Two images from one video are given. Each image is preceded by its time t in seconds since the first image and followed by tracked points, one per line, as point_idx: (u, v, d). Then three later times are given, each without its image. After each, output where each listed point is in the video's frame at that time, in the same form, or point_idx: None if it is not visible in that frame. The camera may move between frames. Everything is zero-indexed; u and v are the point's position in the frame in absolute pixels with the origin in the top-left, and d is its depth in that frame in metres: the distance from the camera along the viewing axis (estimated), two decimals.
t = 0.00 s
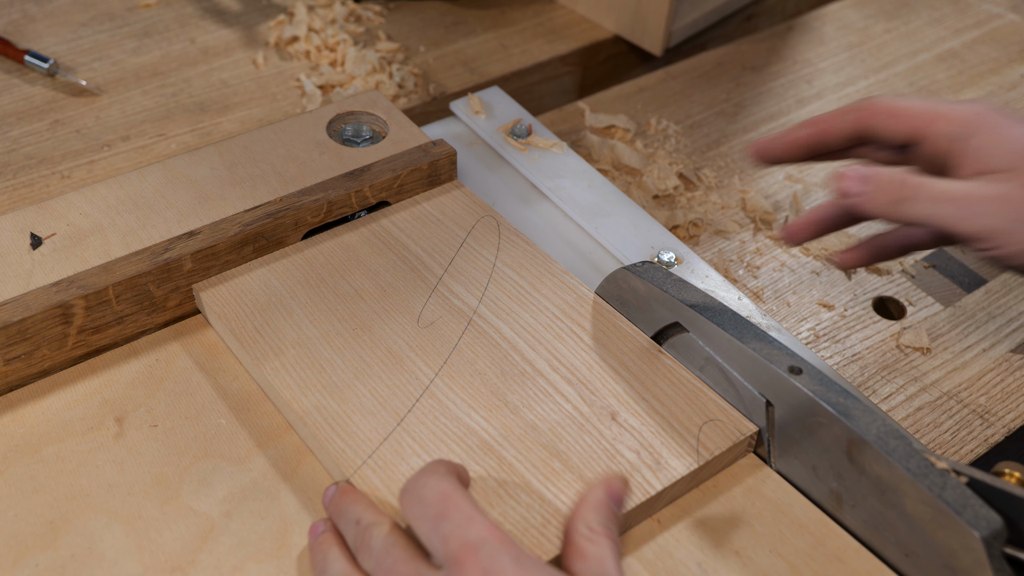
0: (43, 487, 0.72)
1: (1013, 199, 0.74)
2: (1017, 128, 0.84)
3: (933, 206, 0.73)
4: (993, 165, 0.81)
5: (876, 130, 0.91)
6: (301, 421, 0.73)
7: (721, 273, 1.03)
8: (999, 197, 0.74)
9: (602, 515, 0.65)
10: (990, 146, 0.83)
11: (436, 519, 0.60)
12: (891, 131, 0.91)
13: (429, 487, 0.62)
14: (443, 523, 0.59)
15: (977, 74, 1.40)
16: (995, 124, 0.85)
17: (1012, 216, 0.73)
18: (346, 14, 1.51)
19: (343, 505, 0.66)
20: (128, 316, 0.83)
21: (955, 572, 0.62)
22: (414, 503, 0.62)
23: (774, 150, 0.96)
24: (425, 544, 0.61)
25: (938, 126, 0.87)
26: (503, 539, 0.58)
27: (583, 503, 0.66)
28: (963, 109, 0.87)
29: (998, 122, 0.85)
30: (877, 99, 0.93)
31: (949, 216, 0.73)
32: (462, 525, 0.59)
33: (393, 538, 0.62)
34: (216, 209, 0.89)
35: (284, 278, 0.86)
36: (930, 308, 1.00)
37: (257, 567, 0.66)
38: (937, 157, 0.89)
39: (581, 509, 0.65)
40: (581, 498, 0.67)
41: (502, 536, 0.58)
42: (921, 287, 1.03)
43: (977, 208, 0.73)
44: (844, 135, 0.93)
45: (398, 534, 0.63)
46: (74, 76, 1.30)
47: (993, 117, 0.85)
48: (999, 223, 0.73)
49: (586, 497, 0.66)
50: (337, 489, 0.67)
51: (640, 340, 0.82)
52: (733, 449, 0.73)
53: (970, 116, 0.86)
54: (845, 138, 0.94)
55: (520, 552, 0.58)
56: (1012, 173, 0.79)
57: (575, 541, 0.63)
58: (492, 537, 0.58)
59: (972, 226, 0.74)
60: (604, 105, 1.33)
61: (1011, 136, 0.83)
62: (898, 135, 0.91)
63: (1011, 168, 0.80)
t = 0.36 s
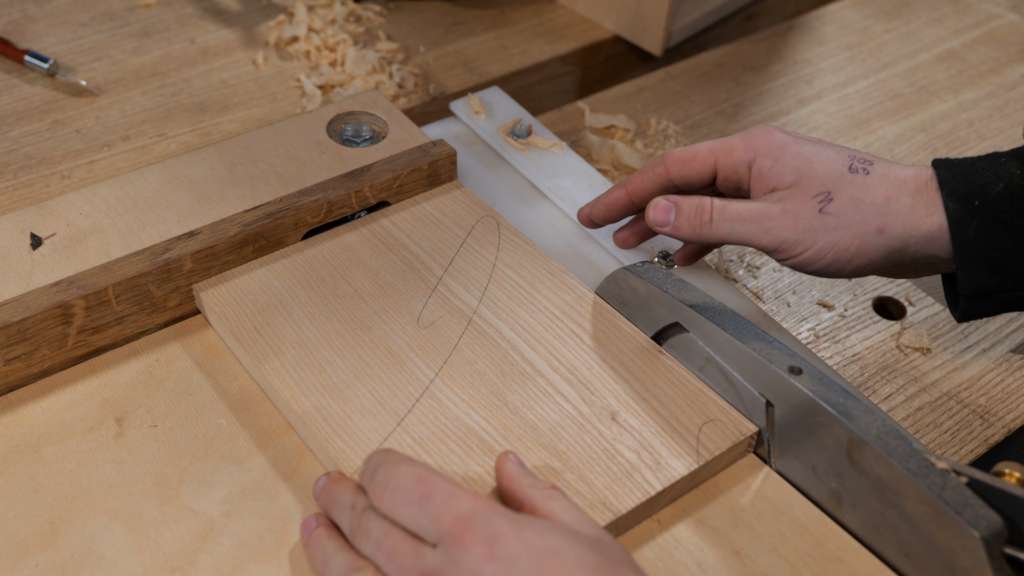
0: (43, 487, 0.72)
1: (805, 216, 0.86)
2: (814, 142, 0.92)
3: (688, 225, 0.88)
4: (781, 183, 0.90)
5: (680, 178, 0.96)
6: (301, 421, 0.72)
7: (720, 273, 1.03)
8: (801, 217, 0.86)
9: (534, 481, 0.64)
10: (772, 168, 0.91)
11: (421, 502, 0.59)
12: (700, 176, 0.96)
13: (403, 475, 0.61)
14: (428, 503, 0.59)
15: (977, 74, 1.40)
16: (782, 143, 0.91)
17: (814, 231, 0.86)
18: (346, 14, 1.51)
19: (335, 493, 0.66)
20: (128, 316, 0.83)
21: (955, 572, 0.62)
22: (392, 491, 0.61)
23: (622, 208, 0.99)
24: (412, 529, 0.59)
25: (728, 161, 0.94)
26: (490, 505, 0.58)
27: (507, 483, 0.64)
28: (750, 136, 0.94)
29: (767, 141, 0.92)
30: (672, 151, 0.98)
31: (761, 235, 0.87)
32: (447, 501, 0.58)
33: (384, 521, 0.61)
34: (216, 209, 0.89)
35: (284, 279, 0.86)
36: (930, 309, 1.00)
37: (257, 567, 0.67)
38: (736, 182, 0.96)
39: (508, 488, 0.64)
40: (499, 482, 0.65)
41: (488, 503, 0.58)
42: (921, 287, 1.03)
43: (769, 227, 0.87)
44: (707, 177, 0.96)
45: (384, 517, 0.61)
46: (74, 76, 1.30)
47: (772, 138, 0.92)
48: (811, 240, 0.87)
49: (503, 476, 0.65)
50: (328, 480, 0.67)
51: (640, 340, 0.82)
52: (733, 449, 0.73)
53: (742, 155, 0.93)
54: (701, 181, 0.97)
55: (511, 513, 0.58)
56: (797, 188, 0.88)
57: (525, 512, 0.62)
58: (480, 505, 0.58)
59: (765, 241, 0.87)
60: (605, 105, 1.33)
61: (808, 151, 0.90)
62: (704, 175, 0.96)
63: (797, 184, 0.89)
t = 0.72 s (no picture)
0: (44, 487, 0.72)
1: (814, 219, 0.88)
2: (816, 141, 0.93)
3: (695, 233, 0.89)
4: (786, 188, 0.91)
5: (680, 183, 0.96)
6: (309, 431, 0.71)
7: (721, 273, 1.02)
8: (810, 220, 0.88)
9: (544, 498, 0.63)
10: (776, 172, 0.91)
11: (428, 506, 0.59)
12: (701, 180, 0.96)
13: (412, 482, 0.61)
14: (435, 508, 0.58)
15: (977, 74, 1.40)
16: (785, 144, 0.92)
17: (823, 234, 0.88)
18: (346, 14, 1.51)
19: (345, 504, 0.65)
20: (128, 316, 0.83)
21: (955, 572, 0.62)
22: (403, 499, 0.61)
23: (620, 211, 0.99)
24: (422, 535, 0.59)
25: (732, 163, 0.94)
26: (496, 506, 0.57)
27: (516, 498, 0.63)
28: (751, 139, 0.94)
29: (766, 145, 0.93)
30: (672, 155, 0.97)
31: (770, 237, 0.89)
32: (454, 504, 0.58)
33: (396, 527, 0.61)
34: (216, 209, 0.89)
35: (293, 286, 0.84)
36: (930, 309, 1.00)
37: (257, 567, 0.67)
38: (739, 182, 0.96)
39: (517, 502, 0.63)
40: (511, 500, 0.64)
41: (494, 505, 0.58)
42: (921, 286, 1.03)
43: (778, 232, 0.88)
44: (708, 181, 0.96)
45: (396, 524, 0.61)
46: (74, 76, 1.30)
47: (775, 141, 0.92)
48: (820, 243, 0.88)
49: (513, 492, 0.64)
50: (338, 491, 0.67)
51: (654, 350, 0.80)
52: (746, 463, 0.72)
53: (744, 159, 0.93)
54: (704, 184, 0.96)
55: (516, 513, 0.57)
56: (805, 192, 0.90)
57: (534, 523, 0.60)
58: (486, 507, 0.57)
59: (775, 246, 0.89)
60: (605, 105, 1.33)
61: (811, 153, 0.91)
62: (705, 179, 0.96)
63: (804, 187, 0.90)
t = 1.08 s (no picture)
0: (43, 487, 0.72)
1: (634, 160, 0.81)
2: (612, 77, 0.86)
3: (560, 193, 0.85)
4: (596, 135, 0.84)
5: (504, 163, 0.87)
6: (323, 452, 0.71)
7: (721, 273, 1.03)
8: (631, 164, 0.82)
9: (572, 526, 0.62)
10: (582, 123, 0.84)
11: (460, 544, 0.58)
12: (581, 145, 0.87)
13: (441, 518, 0.60)
14: (467, 547, 0.57)
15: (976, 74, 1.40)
16: (598, 91, 0.85)
17: (645, 173, 0.82)
18: (346, 14, 1.51)
19: (367, 535, 0.64)
20: (128, 316, 0.83)
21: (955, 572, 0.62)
22: (431, 536, 0.60)
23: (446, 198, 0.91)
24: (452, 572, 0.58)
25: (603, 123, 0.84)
26: (534, 547, 0.56)
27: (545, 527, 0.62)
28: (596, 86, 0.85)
29: (576, 97, 0.86)
30: (482, 136, 0.87)
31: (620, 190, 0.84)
32: (488, 544, 0.57)
33: (422, 560, 0.60)
34: (216, 209, 0.89)
35: (306, 302, 0.84)
36: (930, 308, 1.00)
37: (257, 567, 0.67)
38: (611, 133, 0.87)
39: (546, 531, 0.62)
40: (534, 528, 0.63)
41: (529, 544, 0.57)
42: (921, 286, 1.03)
43: (631, 178, 0.82)
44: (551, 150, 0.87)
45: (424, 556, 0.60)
46: (74, 76, 1.30)
47: (577, 92, 0.86)
48: (653, 182, 0.82)
49: (539, 521, 0.63)
50: (358, 520, 0.66)
51: (674, 370, 0.79)
52: (768, 486, 0.71)
53: (553, 120, 0.85)
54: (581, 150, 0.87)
55: (555, 555, 0.56)
56: (615, 138, 0.83)
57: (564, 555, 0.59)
58: (522, 548, 0.56)
59: (609, 196, 0.84)
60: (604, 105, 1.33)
61: (612, 92, 0.85)
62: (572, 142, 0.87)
63: (614, 130, 0.83)
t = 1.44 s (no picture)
0: (43, 487, 0.72)
1: (438, 180, 0.81)
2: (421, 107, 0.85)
3: (394, 231, 0.83)
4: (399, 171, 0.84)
5: (332, 223, 0.86)
6: (323, 452, 0.71)
7: (721, 273, 1.03)
8: (435, 184, 0.82)
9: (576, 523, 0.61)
10: (383, 161, 0.84)
11: (468, 544, 0.58)
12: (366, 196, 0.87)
13: (450, 518, 0.60)
14: (476, 547, 0.57)
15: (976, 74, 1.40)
16: (392, 127, 0.86)
17: (453, 188, 0.82)
18: (346, 14, 1.51)
19: (369, 536, 0.63)
20: (128, 316, 0.83)
21: (956, 572, 0.62)
22: (440, 535, 0.60)
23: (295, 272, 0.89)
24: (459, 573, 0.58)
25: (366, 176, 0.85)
26: (542, 548, 0.56)
27: (547, 523, 0.62)
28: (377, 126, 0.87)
29: (375, 138, 0.85)
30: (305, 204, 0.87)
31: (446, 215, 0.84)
32: (496, 544, 0.57)
33: (427, 560, 0.59)
34: (216, 209, 0.89)
35: (306, 302, 0.84)
36: (930, 309, 1.00)
37: (257, 567, 0.66)
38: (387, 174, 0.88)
39: (549, 527, 0.62)
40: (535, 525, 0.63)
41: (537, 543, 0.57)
42: (921, 286, 1.03)
43: (434, 199, 0.82)
44: (357, 203, 0.87)
45: (431, 557, 0.60)
46: (74, 77, 1.30)
47: (373, 135, 0.85)
48: (459, 195, 0.82)
49: (541, 518, 0.63)
50: (359, 521, 0.65)
51: (673, 370, 0.79)
52: (768, 485, 0.71)
53: (361, 166, 0.85)
54: (362, 200, 0.87)
55: (564, 556, 0.55)
56: (415, 163, 0.83)
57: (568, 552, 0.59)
58: (530, 548, 0.56)
59: (429, 221, 0.83)
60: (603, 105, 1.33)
61: (405, 121, 0.85)
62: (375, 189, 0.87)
63: (411, 157, 0.83)
